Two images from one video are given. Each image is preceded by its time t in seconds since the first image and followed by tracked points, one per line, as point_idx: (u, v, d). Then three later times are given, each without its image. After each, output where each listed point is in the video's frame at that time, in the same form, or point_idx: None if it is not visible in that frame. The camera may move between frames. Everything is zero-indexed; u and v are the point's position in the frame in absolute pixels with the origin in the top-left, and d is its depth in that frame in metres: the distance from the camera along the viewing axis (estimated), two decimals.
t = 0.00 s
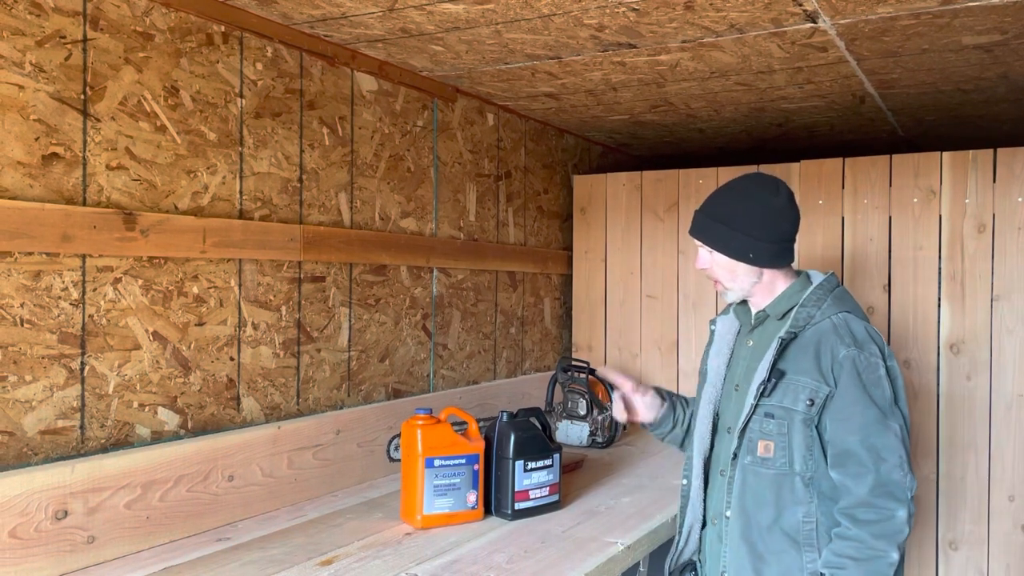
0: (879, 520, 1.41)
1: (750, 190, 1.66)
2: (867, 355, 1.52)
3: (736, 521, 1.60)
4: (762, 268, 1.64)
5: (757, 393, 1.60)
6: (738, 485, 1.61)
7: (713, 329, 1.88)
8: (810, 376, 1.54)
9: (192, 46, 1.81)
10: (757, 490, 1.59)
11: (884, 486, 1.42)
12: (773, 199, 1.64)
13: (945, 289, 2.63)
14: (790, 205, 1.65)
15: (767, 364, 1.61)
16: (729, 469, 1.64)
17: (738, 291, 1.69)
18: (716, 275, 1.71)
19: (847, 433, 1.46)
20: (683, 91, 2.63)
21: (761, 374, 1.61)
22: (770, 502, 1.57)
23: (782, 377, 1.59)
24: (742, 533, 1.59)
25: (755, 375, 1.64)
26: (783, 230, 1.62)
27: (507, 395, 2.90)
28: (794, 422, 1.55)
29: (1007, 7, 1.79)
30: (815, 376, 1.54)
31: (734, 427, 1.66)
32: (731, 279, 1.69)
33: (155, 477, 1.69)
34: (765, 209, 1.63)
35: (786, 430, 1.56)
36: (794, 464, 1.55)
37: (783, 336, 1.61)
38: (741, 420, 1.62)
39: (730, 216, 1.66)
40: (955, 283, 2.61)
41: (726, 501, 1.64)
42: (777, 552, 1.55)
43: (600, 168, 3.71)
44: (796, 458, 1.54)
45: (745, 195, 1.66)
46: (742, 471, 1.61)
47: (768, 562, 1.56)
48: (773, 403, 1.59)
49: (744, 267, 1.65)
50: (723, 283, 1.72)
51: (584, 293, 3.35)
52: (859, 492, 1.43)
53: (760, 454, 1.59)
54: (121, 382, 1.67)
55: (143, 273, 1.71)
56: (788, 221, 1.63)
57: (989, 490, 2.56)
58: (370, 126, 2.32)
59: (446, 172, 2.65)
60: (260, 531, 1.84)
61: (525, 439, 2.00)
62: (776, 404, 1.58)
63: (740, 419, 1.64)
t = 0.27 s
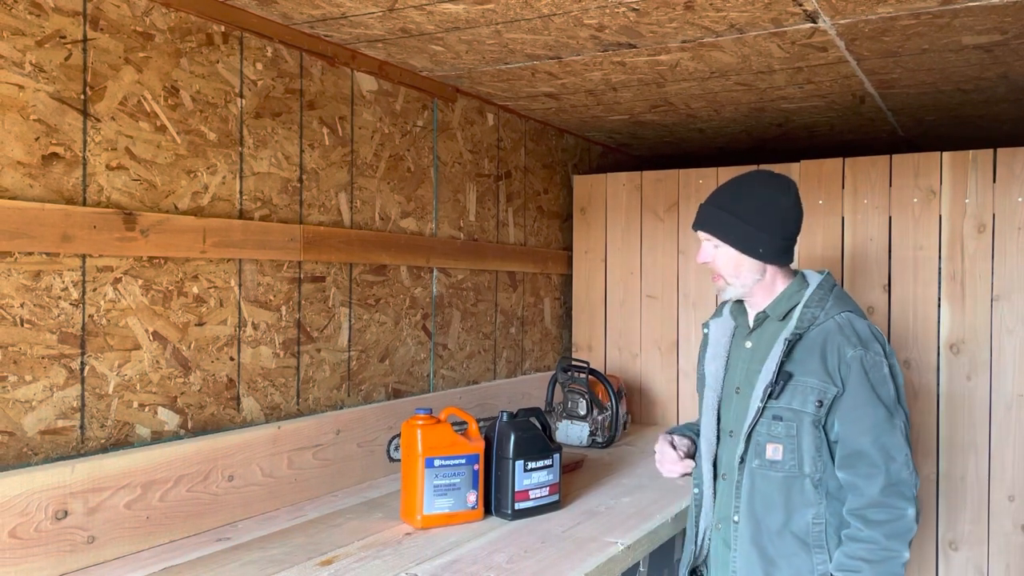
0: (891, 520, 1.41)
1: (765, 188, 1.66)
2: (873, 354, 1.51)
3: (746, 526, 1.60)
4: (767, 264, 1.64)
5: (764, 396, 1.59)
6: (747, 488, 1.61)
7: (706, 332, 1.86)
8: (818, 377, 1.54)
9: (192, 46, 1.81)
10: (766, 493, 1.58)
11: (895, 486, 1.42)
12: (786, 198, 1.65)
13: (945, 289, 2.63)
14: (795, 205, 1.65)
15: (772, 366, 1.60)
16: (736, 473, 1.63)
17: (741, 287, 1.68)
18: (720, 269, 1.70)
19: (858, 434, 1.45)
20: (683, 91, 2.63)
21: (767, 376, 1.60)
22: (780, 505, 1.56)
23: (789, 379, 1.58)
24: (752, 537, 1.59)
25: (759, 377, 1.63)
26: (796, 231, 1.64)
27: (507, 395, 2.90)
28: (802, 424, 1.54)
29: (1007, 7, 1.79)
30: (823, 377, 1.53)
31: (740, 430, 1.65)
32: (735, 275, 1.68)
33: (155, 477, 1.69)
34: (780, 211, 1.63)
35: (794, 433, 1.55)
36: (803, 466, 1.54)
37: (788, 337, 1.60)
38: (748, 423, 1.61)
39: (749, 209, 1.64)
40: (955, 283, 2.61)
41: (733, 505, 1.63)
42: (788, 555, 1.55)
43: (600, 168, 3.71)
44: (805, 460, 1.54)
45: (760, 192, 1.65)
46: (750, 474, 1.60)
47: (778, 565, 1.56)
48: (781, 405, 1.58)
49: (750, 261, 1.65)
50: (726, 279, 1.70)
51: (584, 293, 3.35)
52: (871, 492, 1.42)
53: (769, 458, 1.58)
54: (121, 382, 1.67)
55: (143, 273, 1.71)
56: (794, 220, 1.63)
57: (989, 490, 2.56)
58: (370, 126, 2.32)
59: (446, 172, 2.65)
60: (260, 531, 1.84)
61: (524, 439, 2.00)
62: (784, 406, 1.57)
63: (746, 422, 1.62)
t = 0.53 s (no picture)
0: (902, 515, 1.42)
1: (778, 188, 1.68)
2: (881, 352, 1.53)
3: (755, 526, 1.58)
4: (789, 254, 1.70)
5: (775, 393, 1.58)
6: (756, 488, 1.59)
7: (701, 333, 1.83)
8: (828, 374, 1.54)
9: (192, 46, 1.81)
10: (775, 492, 1.57)
11: (905, 481, 1.44)
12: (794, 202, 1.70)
13: (945, 289, 2.63)
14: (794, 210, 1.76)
15: (782, 363, 1.59)
16: (743, 473, 1.61)
17: (774, 273, 1.67)
18: (760, 252, 1.67)
19: (871, 430, 1.46)
20: (683, 91, 2.63)
21: (776, 374, 1.59)
22: (790, 504, 1.55)
23: (799, 376, 1.57)
24: (762, 537, 1.57)
25: (766, 376, 1.61)
26: (799, 235, 1.70)
27: (507, 395, 2.89)
28: (813, 422, 1.54)
29: (1007, 7, 1.79)
30: (833, 374, 1.54)
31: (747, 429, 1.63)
32: (773, 259, 1.67)
33: (156, 477, 1.69)
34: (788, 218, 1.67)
35: (805, 430, 1.54)
36: (813, 464, 1.54)
37: (798, 335, 1.59)
38: (757, 422, 1.59)
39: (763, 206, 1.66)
40: (955, 283, 2.61)
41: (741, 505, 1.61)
42: (797, 554, 1.54)
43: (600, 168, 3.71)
44: (816, 458, 1.53)
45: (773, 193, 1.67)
46: (759, 474, 1.59)
47: (787, 565, 1.55)
48: (792, 403, 1.57)
49: (785, 250, 1.69)
50: (763, 263, 1.67)
51: (584, 293, 3.35)
52: (883, 488, 1.43)
53: (779, 457, 1.56)
54: (121, 382, 1.67)
55: (143, 273, 1.71)
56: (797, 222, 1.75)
57: (989, 490, 2.56)
58: (370, 126, 2.32)
59: (446, 172, 2.65)
60: (260, 531, 1.84)
61: (524, 439, 2.00)
62: (794, 404, 1.57)
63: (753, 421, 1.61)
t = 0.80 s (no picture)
0: (908, 518, 1.43)
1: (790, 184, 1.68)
2: (887, 353, 1.53)
3: (761, 528, 1.56)
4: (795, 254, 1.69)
5: (782, 395, 1.57)
6: (761, 490, 1.57)
7: (700, 333, 1.82)
8: (835, 376, 1.54)
9: (192, 46, 1.81)
10: (781, 494, 1.56)
11: (911, 484, 1.44)
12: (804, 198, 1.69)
13: (945, 289, 2.63)
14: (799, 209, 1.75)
15: (789, 365, 1.58)
16: (749, 475, 1.60)
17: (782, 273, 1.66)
18: (769, 251, 1.65)
19: (879, 433, 1.46)
20: (683, 91, 2.63)
21: (782, 376, 1.58)
22: (795, 506, 1.54)
23: (806, 378, 1.56)
24: (767, 540, 1.55)
25: (772, 377, 1.60)
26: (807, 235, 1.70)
27: (507, 395, 2.90)
28: (820, 424, 1.53)
29: (1007, 7, 1.79)
30: (840, 377, 1.53)
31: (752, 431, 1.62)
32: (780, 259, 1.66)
33: (156, 476, 1.69)
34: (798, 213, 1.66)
35: (812, 433, 1.53)
36: (820, 466, 1.53)
37: (804, 336, 1.59)
38: (763, 424, 1.58)
39: (776, 200, 1.64)
40: (955, 283, 2.61)
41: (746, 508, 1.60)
42: (803, 557, 1.53)
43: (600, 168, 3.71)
44: (823, 460, 1.53)
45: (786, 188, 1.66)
46: (765, 476, 1.57)
47: (792, 568, 1.53)
48: (799, 405, 1.56)
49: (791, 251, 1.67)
50: (772, 262, 1.65)
51: (584, 293, 3.35)
52: (891, 491, 1.43)
53: (785, 459, 1.55)
54: (121, 382, 1.67)
55: (143, 272, 1.71)
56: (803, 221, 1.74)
57: (989, 490, 2.57)
58: (370, 126, 2.32)
59: (446, 172, 2.65)
60: (260, 531, 1.84)
61: (524, 439, 1.99)
62: (801, 406, 1.56)
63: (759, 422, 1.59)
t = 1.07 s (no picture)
0: (905, 521, 1.42)
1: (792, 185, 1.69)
2: (886, 355, 1.53)
3: (757, 529, 1.56)
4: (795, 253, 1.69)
5: (779, 396, 1.57)
6: (758, 491, 1.57)
7: (702, 332, 1.83)
8: (834, 377, 1.54)
9: (192, 46, 1.81)
10: (777, 495, 1.56)
11: (908, 487, 1.43)
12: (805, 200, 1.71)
13: (945, 289, 2.63)
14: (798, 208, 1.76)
15: (787, 365, 1.58)
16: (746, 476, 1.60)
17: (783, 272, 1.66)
18: (770, 250, 1.65)
19: (877, 435, 1.45)
20: (683, 91, 2.63)
21: (780, 376, 1.58)
22: (792, 507, 1.54)
23: (804, 379, 1.57)
24: (763, 541, 1.55)
25: (770, 378, 1.61)
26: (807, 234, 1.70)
27: (507, 395, 2.89)
28: (817, 425, 1.53)
29: (1007, 7, 1.79)
30: (839, 378, 1.53)
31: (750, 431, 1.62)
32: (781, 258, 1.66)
33: (156, 476, 1.69)
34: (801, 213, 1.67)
35: (809, 433, 1.53)
36: (817, 468, 1.53)
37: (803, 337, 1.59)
38: (760, 424, 1.58)
39: (779, 199, 1.65)
40: (955, 283, 2.61)
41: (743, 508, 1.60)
42: (799, 558, 1.53)
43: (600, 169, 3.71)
44: (820, 462, 1.52)
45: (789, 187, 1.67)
46: (762, 476, 1.57)
47: (788, 568, 1.53)
48: (797, 405, 1.56)
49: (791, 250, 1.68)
50: (773, 262, 1.66)
51: (584, 293, 3.35)
52: (887, 493, 1.43)
53: (782, 460, 1.55)
54: (121, 382, 1.67)
55: (143, 272, 1.71)
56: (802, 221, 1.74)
57: (989, 490, 2.57)
58: (370, 126, 2.32)
59: (446, 172, 2.65)
60: (260, 531, 1.84)
61: (524, 438, 1.99)
62: (798, 406, 1.56)
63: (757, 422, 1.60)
